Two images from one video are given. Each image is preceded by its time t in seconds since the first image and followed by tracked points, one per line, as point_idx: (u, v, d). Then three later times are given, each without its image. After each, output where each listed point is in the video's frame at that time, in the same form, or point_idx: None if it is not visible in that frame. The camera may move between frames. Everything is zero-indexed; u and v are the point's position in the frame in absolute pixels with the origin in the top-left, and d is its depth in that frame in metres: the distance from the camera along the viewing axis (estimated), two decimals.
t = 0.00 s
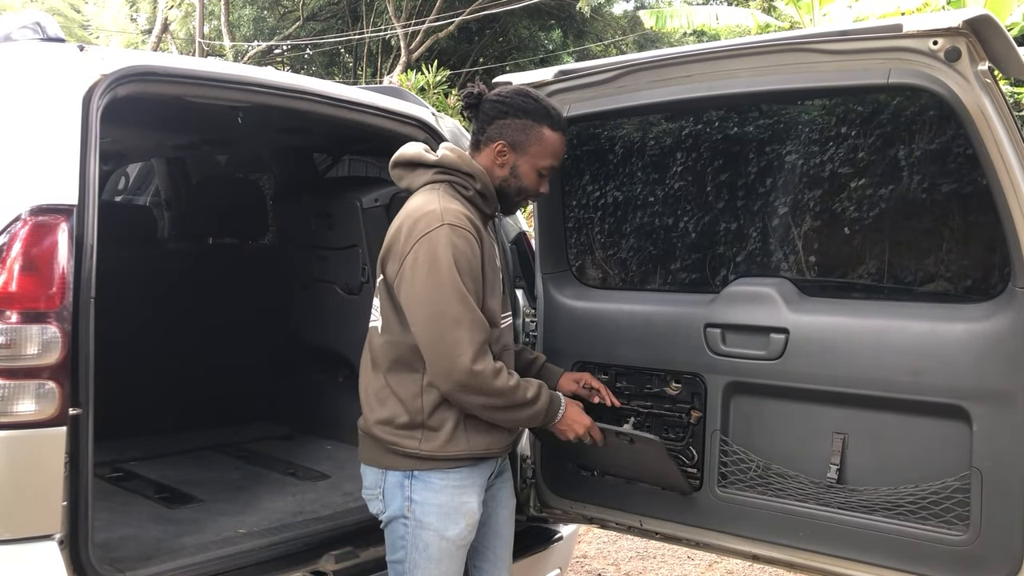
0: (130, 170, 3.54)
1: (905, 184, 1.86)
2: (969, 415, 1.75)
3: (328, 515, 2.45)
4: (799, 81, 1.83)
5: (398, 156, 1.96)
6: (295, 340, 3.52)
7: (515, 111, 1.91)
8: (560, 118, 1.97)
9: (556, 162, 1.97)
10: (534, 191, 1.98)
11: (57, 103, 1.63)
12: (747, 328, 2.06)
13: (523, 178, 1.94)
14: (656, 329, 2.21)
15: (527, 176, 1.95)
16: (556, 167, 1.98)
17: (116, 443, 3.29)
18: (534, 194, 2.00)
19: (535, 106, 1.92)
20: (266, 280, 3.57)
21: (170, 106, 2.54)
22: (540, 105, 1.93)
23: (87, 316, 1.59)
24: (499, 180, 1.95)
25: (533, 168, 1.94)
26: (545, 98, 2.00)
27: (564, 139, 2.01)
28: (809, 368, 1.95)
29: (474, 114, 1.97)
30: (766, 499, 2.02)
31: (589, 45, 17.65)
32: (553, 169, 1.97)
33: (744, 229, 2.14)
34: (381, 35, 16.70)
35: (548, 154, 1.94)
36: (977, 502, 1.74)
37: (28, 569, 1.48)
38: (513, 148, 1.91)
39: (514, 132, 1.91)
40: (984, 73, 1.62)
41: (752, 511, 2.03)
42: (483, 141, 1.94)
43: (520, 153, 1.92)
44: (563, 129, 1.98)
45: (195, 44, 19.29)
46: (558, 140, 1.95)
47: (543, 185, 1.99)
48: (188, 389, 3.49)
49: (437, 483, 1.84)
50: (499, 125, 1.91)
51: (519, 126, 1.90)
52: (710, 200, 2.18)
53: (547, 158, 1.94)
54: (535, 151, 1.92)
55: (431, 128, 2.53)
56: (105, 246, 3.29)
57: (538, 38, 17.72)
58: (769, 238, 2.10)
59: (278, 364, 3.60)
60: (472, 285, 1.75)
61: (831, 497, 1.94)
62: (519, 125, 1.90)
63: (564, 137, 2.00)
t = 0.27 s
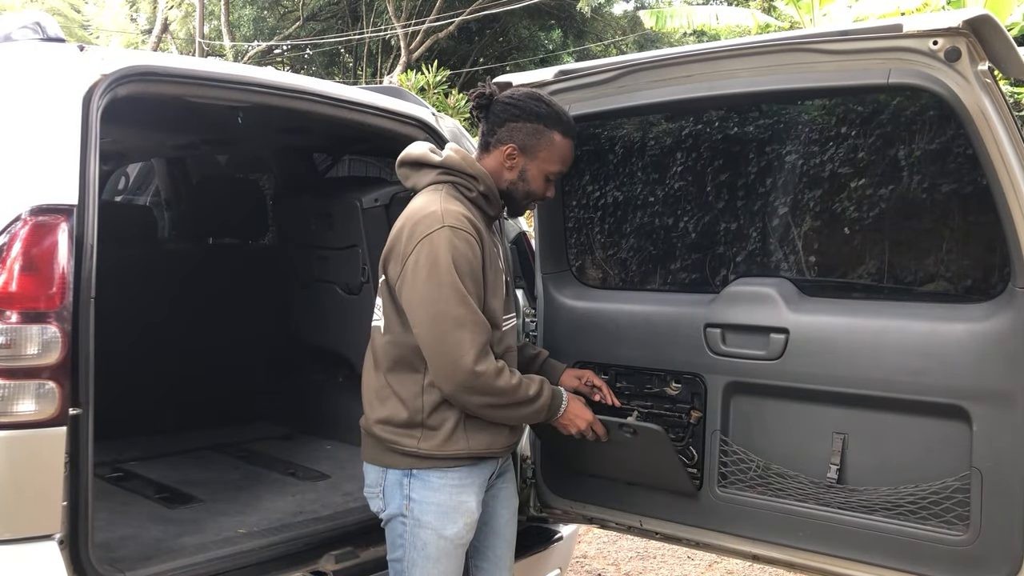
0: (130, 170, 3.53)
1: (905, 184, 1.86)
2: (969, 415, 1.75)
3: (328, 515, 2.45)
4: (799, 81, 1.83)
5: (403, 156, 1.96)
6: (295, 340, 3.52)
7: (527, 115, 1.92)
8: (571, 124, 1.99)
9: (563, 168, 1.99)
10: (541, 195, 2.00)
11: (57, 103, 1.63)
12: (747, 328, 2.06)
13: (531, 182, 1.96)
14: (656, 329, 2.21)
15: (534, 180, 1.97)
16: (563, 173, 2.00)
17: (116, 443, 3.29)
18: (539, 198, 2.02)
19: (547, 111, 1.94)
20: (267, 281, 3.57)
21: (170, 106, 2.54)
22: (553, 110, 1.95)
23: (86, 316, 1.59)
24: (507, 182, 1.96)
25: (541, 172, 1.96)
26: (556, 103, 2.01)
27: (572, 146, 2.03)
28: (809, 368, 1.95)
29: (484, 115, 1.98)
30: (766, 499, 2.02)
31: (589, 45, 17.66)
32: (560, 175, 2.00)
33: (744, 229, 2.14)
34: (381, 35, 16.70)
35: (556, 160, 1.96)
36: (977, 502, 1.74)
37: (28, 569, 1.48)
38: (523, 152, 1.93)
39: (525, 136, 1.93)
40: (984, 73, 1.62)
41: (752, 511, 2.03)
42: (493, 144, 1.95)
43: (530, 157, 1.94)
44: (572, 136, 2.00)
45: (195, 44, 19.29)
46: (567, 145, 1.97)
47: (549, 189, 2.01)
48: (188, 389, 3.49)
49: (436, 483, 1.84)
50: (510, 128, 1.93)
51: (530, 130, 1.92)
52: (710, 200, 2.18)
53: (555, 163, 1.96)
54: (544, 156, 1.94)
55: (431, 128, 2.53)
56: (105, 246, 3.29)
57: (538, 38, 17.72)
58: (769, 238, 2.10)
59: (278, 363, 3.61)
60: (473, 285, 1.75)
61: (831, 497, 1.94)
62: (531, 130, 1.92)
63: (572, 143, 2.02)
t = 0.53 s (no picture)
0: (130, 170, 3.53)
1: (905, 184, 1.86)
2: (969, 415, 1.75)
3: (328, 515, 2.45)
4: (799, 81, 1.83)
5: (404, 156, 1.96)
6: (295, 340, 3.52)
7: (537, 119, 1.92)
8: (576, 130, 2.00)
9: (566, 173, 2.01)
10: (542, 200, 2.01)
11: (57, 103, 1.63)
12: (747, 328, 2.06)
13: (535, 186, 1.97)
14: (657, 329, 2.21)
15: (538, 185, 1.97)
16: (565, 178, 2.01)
17: (116, 443, 3.29)
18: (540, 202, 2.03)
19: (556, 116, 1.94)
20: (267, 282, 3.58)
21: (170, 106, 2.54)
22: (561, 115, 1.95)
23: (86, 316, 1.59)
24: (511, 184, 1.96)
25: (545, 177, 1.96)
26: (562, 107, 2.02)
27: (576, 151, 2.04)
28: (809, 368, 1.95)
29: (493, 116, 1.96)
30: (766, 499, 2.02)
31: (589, 45, 17.66)
32: (563, 180, 2.01)
33: (744, 229, 2.14)
34: (381, 35, 16.69)
35: (560, 165, 1.97)
36: (977, 502, 1.74)
37: (28, 570, 1.48)
38: (531, 156, 1.93)
39: (534, 141, 1.92)
40: (984, 73, 1.62)
41: (752, 511, 2.03)
42: (501, 145, 1.94)
43: (537, 162, 1.94)
44: (577, 141, 2.01)
45: (194, 44, 19.29)
46: (572, 151, 1.99)
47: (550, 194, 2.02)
48: (188, 389, 3.49)
49: (438, 483, 1.84)
50: (519, 131, 1.92)
51: (540, 135, 1.92)
52: (710, 200, 2.18)
53: (558, 169, 1.97)
54: (551, 161, 1.95)
55: (431, 128, 2.53)
56: (105, 247, 3.29)
57: (538, 38, 17.71)
58: (769, 238, 2.10)
59: (278, 364, 3.61)
60: (476, 286, 1.75)
61: (831, 497, 1.94)
62: (540, 134, 1.92)
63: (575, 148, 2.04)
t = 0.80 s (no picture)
0: (129, 170, 3.66)
1: (905, 184, 1.86)
2: (970, 415, 1.75)
3: (328, 515, 2.46)
4: (799, 81, 1.83)
5: (407, 155, 1.96)
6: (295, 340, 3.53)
7: (544, 124, 1.93)
8: (582, 135, 2.00)
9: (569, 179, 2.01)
10: (545, 204, 2.01)
11: (57, 103, 1.63)
12: (748, 328, 2.06)
13: (539, 191, 1.97)
14: (657, 329, 2.21)
15: (542, 189, 1.97)
16: (568, 183, 2.01)
17: (116, 443, 3.29)
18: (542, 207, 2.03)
19: (563, 121, 1.95)
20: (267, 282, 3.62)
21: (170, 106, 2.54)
22: (567, 120, 1.96)
23: (87, 316, 1.59)
24: (515, 187, 1.96)
25: (550, 182, 1.97)
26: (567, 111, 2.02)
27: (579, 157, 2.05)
28: (809, 368, 1.95)
29: (500, 117, 1.96)
30: (766, 499, 2.02)
31: (589, 45, 17.66)
32: (566, 185, 2.01)
33: (744, 229, 2.14)
34: (381, 35, 16.69)
35: (565, 171, 1.97)
36: (977, 502, 1.74)
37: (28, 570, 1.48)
38: (537, 160, 1.93)
39: (541, 144, 1.93)
40: (984, 73, 1.62)
41: (752, 511, 2.03)
42: (508, 147, 1.93)
43: (542, 166, 1.94)
44: (582, 147, 2.01)
45: (194, 44, 19.29)
46: (576, 157, 1.99)
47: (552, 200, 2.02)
48: (188, 389, 3.50)
49: (438, 483, 1.84)
50: (526, 134, 1.92)
51: (546, 138, 1.93)
52: (710, 200, 2.18)
53: (563, 174, 1.98)
54: (556, 165, 1.95)
55: (430, 128, 2.53)
56: (105, 247, 3.29)
57: (538, 38, 17.72)
58: (769, 238, 2.10)
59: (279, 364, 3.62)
60: (480, 286, 1.76)
61: (831, 497, 1.94)
62: (546, 138, 1.93)
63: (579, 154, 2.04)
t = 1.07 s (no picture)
0: (130, 171, 3.66)
1: (905, 184, 1.86)
2: (970, 415, 1.75)
3: (328, 515, 2.46)
4: (799, 81, 1.83)
5: (410, 155, 1.96)
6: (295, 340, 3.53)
7: (549, 125, 1.93)
8: (586, 137, 2.00)
9: (572, 181, 2.01)
10: (547, 206, 2.01)
11: (57, 103, 1.63)
12: (748, 328, 2.06)
13: (542, 192, 1.97)
14: (657, 329, 2.20)
15: (545, 190, 1.97)
16: (571, 185, 2.01)
17: (116, 443, 3.29)
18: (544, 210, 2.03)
19: (567, 123, 1.95)
20: (267, 281, 3.62)
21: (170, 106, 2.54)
22: (572, 121, 1.96)
23: (86, 315, 1.59)
24: (518, 187, 1.96)
25: (553, 184, 1.97)
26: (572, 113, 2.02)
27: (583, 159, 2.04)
28: (809, 368, 1.95)
29: (504, 118, 1.96)
30: (766, 499, 2.02)
31: (589, 45, 17.66)
32: (569, 187, 2.01)
33: (744, 229, 2.13)
34: (381, 35, 16.70)
35: (568, 173, 1.97)
36: (977, 502, 1.74)
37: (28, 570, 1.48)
38: (540, 161, 1.93)
39: (545, 145, 1.93)
40: (984, 73, 1.62)
41: (752, 511, 2.03)
42: (512, 148, 1.93)
43: (546, 168, 1.94)
44: (586, 149, 2.01)
45: (194, 44, 19.29)
46: (580, 159, 1.99)
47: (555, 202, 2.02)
48: (188, 389, 3.49)
49: (438, 483, 1.84)
50: (530, 135, 1.92)
51: (550, 140, 1.93)
52: (710, 200, 2.18)
53: (565, 176, 1.98)
54: (559, 167, 1.95)
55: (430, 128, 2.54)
56: (105, 247, 3.29)
57: (538, 38, 17.72)
58: (769, 238, 2.10)
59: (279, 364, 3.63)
60: (482, 286, 1.76)
61: (831, 497, 1.94)
62: (551, 140, 1.93)
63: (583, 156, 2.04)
